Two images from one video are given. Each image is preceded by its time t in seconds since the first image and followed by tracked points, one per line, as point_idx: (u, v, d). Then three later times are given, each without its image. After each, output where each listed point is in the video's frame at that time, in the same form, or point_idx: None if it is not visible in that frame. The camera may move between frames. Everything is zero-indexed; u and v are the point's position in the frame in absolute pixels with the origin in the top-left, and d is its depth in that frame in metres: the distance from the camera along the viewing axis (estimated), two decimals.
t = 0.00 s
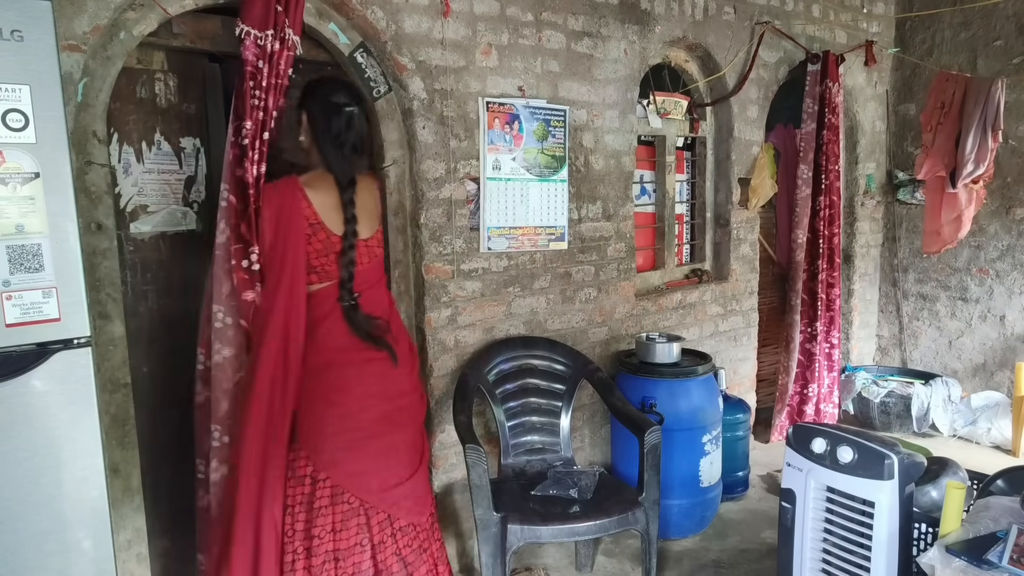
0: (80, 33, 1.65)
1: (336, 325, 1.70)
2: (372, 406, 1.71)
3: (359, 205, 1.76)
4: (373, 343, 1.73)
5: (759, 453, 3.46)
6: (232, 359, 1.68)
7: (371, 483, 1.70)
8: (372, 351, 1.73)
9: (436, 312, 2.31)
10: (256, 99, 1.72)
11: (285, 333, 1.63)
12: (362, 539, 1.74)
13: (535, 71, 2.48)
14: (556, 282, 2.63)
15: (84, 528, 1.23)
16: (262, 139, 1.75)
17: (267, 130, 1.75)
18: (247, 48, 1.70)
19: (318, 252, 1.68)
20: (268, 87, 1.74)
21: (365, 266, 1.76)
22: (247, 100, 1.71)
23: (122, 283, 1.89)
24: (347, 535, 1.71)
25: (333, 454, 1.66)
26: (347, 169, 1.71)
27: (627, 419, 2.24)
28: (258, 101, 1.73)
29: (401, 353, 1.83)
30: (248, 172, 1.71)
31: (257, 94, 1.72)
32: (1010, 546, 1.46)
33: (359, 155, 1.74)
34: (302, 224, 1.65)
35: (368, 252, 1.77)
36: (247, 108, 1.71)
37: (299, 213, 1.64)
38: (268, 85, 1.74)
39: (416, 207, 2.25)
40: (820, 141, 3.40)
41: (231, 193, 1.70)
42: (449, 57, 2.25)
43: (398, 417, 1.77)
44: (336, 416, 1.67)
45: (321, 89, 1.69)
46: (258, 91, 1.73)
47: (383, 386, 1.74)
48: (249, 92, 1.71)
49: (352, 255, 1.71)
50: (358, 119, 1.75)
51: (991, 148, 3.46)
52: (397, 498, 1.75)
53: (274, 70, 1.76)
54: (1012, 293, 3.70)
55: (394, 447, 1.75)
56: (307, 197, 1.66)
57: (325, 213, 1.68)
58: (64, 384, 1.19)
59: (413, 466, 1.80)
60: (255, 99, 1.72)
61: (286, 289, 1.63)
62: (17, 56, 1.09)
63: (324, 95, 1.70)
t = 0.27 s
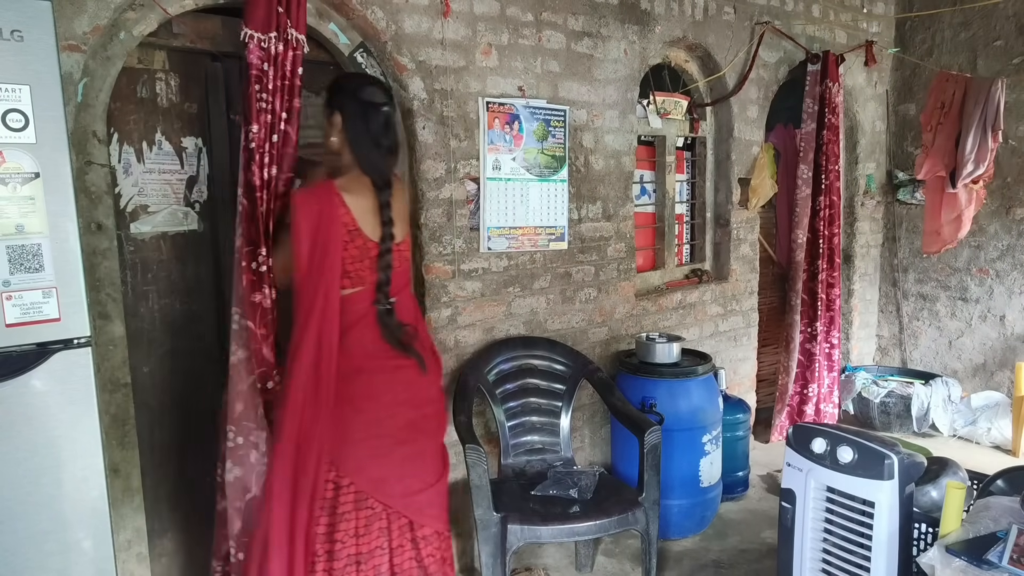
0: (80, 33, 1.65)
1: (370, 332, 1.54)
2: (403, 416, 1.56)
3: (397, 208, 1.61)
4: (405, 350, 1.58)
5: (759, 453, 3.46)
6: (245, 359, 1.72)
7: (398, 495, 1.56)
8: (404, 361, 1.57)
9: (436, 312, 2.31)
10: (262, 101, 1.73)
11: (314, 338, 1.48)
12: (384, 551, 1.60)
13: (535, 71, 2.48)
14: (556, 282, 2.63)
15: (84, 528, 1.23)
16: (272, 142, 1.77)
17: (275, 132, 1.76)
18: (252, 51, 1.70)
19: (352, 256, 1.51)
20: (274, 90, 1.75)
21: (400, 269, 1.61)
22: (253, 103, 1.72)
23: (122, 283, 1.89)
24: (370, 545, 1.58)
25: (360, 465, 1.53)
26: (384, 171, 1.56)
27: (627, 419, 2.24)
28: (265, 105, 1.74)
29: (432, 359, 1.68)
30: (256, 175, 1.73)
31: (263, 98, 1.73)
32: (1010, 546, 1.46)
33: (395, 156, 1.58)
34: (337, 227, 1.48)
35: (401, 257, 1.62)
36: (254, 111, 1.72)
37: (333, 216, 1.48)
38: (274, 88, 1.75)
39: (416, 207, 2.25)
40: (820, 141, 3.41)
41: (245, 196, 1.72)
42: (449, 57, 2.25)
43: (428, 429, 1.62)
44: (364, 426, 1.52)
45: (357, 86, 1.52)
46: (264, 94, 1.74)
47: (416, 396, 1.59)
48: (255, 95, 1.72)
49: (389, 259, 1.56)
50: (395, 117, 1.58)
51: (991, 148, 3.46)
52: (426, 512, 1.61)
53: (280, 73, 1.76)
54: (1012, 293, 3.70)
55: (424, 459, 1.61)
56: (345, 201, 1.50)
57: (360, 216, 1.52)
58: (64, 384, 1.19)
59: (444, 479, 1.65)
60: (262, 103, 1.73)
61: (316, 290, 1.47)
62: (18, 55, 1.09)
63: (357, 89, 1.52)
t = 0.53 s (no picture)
0: (80, 33, 1.65)
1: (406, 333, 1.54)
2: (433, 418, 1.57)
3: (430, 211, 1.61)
4: (438, 353, 1.59)
5: (759, 453, 3.46)
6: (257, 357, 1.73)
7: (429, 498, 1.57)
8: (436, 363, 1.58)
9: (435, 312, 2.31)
10: (267, 104, 1.74)
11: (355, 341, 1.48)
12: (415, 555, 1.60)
13: (535, 71, 2.48)
14: (556, 282, 2.63)
15: (84, 528, 1.23)
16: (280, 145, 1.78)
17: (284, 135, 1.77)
18: (254, 55, 1.71)
19: (392, 260, 1.50)
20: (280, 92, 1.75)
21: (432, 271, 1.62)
22: (258, 106, 1.72)
23: (122, 283, 1.89)
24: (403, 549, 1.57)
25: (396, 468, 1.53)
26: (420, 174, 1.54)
27: (627, 419, 2.24)
28: (270, 107, 1.74)
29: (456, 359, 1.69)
30: (263, 177, 1.74)
31: (268, 100, 1.74)
32: (1010, 546, 1.46)
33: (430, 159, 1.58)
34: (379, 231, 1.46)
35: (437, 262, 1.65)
36: (259, 114, 1.73)
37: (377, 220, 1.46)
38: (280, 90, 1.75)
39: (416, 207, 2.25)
40: (820, 141, 3.41)
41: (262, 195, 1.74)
42: (449, 57, 2.25)
43: (455, 430, 1.64)
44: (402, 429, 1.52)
45: (397, 85, 1.50)
46: (269, 96, 1.74)
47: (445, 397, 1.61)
48: (260, 98, 1.72)
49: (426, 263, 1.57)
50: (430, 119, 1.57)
51: (991, 148, 3.46)
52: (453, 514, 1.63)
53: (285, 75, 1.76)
54: (1012, 293, 3.70)
55: (450, 459, 1.62)
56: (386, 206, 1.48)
57: (400, 220, 1.51)
58: (64, 384, 1.19)
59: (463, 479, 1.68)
60: (268, 105, 1.74)
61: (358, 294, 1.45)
62: (18, 55, 1.09)
63: (397, 88, 1.50)
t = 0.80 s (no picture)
0: (81, 33, 1.65)
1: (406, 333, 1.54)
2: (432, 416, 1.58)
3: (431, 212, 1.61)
4: (435, 352, 1.59)
5: (759, 453, 3.45)
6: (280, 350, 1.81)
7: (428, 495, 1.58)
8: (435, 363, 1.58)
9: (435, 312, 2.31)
10: (276, 106, 1.75)
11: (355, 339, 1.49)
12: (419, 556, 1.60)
13: (535, 71, 2.48)
14: (556, 282, 2.63)
15: (84, 528, 1.23)
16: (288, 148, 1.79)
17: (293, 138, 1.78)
18: (260, 56, 1.70)
19: (391, 259, 1.51)
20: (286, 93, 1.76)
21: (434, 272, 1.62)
22: (267, 108, 1.74)
23: (122, 283, 1.89)
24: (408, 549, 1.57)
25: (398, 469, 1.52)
26: (422, 174, 1.53)
27: (627, 420, 2.24)
28: (278, 108, 1.75)
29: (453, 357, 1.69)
30: (275, 178, 1.75)
31: (276, 101, 1.74)
32: (1010, 546, 1.46)
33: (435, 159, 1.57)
34: (375, 230, 1.47)
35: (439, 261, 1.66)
36: (267, 115, 1.74)
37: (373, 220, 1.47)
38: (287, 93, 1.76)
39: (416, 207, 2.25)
40: (820, 141, 3.41)
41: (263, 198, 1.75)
42: (449, 57, 2.25)
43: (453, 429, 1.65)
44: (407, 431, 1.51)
45: (401, 84, 1.50)
46: (278, 99, 1.75)
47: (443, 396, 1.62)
48: (269, 100, 1.73)
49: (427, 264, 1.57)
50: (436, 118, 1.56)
51: (991, 148, 3.47)
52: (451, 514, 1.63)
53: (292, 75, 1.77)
54: (1012, 293, 3.70)
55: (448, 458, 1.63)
56: (383, 204, 1.49)
57: (397, 220, 1.51)
58: (64, 384, 1.19)
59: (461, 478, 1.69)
60: (276, 106, 1.75)
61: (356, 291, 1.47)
62: (18, 55, 1.09)
63: (401, 87, 1.50)
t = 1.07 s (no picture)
0: (81, 33, 1.65)
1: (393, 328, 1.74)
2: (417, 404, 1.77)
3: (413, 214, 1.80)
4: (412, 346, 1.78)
5: (759, 453, 3.45)
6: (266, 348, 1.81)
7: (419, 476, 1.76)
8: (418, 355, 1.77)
9: (436, 312, 2.31)
10: (258, 99, 1.73)
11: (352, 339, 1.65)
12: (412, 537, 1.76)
13: (535, 71, 2.48)
14: (556, 282, 2.63)
15: (85, 528, 1.23)
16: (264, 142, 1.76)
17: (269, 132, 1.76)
18: (249, 49, 1.70)
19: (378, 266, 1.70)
20: (270, 88, 1.75)
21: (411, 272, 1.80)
22: (249, 101, 1.72)
23: (122, 284, 1.89)
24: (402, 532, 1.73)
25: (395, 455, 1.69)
26: (404, 177, 1.70)
27: (627, 420, 2.24)
28: (261, 102, 1.74)
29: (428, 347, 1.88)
30: (252, 173, 1.73)
31: (259, 96, 1.73)
32: (1010, 546, 1.46)
33: (418, 162, 1.73)
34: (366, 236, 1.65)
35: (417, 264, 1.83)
36: (250, 109, 1.72)
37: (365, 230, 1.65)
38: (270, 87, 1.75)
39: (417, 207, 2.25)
40: (820, 141, 3.41)
41: (238, 195, 1.71)
42: (449, 57, 2.25)
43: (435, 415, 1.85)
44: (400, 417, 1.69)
45: (390, 89, 1.64)
46: (260, 92, 1.74)
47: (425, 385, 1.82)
48: (251, 92, 1.72)
49: (403, 265, 1.76)
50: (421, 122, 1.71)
51: (991, 148, 3.47)
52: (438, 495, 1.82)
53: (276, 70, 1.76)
54: (1012, 293, 3.70)
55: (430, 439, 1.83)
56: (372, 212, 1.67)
57: (385, 225, 1.69)
58: (64, 384, 1.19)
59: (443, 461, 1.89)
60: (258, 100, 1.73)
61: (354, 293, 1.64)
62: (18, 55, 1.09)
63: (388, 91, 1.64)
